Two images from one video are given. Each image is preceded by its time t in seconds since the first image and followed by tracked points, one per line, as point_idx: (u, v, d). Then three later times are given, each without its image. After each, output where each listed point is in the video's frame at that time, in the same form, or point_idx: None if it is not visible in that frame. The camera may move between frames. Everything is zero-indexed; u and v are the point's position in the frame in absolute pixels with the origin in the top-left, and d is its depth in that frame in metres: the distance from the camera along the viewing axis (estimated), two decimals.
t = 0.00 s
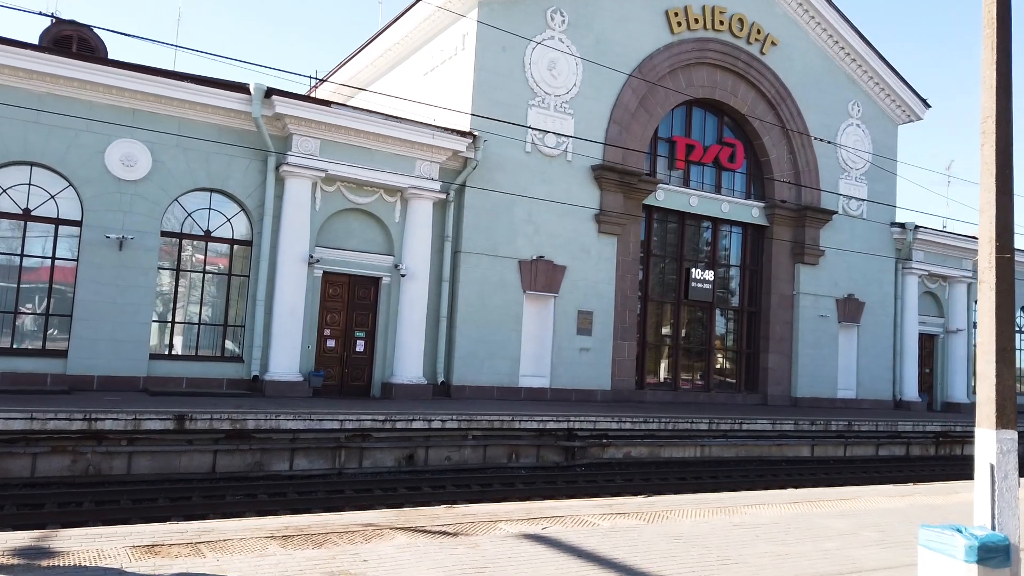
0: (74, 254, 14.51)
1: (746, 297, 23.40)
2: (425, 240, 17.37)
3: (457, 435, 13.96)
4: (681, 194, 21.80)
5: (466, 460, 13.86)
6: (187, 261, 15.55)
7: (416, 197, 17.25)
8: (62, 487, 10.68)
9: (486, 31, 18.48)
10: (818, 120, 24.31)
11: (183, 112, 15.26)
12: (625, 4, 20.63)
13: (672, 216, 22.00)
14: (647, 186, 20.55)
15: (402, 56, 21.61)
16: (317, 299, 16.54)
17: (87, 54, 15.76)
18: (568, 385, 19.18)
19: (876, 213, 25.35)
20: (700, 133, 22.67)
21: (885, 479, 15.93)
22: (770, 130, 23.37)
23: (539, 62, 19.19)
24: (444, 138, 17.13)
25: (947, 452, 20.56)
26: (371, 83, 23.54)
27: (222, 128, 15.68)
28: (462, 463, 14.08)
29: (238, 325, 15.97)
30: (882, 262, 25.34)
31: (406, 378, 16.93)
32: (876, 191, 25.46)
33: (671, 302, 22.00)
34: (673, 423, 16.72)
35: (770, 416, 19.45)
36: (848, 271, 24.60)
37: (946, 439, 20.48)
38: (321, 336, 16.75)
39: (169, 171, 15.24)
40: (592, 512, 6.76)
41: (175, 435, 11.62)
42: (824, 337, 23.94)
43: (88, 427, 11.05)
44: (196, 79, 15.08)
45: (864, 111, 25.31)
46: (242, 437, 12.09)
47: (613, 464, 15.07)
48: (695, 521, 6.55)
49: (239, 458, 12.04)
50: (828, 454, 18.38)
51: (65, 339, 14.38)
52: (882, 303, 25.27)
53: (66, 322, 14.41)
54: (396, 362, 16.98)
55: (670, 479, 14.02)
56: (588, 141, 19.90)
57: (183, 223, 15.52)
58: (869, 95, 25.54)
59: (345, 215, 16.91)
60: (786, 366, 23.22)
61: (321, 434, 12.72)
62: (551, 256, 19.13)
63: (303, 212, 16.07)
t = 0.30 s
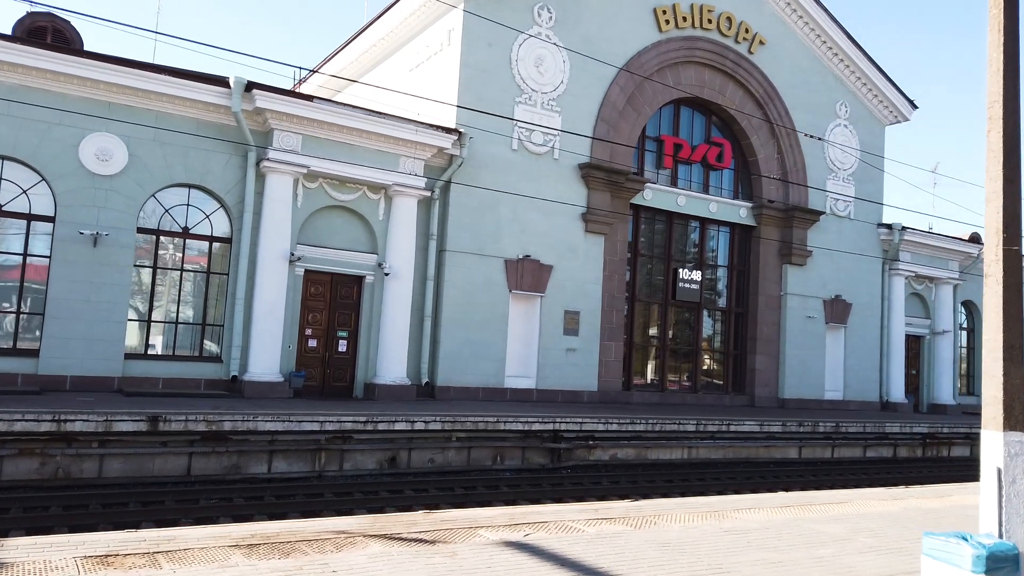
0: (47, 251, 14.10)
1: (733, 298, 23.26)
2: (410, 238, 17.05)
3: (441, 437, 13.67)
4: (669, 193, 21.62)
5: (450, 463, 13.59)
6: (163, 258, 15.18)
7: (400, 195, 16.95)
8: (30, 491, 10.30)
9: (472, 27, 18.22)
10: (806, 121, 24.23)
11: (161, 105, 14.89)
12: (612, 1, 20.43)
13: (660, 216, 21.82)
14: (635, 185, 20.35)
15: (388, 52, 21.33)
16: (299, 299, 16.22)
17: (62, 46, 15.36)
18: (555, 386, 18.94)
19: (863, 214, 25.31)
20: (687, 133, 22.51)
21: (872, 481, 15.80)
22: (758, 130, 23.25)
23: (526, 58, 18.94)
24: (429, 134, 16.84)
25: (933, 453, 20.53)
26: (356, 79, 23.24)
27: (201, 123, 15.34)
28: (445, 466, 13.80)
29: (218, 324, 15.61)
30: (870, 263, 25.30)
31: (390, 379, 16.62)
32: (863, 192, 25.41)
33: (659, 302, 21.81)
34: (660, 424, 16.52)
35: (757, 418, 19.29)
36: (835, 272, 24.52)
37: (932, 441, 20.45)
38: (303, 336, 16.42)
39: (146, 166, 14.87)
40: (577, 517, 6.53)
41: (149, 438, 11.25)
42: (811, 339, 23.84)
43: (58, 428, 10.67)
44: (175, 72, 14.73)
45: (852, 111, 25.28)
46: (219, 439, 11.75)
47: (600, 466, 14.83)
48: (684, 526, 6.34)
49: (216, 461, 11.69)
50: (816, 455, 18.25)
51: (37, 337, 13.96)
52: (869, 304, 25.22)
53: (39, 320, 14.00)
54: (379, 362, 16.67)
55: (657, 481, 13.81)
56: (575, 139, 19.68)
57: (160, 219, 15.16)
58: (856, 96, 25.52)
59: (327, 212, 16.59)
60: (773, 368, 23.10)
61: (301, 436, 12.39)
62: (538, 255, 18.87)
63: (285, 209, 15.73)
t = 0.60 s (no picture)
0: (26, 249, 13.76)
1: (727, 298, 23.03)
2: (399, 238, 16.74)
3: (429, 440, 13.36)
4: (663, 193, 21.39)
5: (439, 467, 13.29)
6: (147, 256, 14.85)
7: (390, 193, 16.64)
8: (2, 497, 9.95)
9: (464, 23, 17.92)
10: (801, 120, 24.04)
11: (144, 100, 14.56)
12: None
13: (654, 216, 21.57)
14: (629, 184, 20.09)
15: (378, 49, 21.04)
16: (285, 299, 15.89)
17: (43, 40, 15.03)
18: (547, 387, 18.66)
19: (857, 214, 25.12)
20: (681, 132, 22.27)
21: (868, 484, 15.59)
22: (753, 129, 23.03)
23: (518, 55, 18.67)
24: (419, 132, 16.54)
25: (928, 456, 20.39)
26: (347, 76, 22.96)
27: (186, 120, 15.02)
28: (435, 469, 13.50)
29: (202, 325, 15.28)
30: (864, 264, 25.13)
31: (378, 380, 16.30)
32: (858, 192, 25.23)
33: (652, 303, 21.56)
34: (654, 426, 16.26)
35: (751, 419, 19.06)
36: (830, 273, 24.32)
37: (928, 443, 20.30)
38: (290, 336, 16.11)
39: (128, 163, 14.54)
40: (567, 526, 6.29)
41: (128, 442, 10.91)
42: (806, 340, 23.63)
43: (32, 432, 10.32)
44: (158, 67, 14.41)
45: (846, 111, 25.11)
46: (201, 442, 11.43)
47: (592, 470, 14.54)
48: (678, 536, 6.11)
49: (198, 466, 11.37)
50: (811, 458, 18.04)
51: (15, 339, 13.60)
52: (864, 305, 25.03)
53: (18, 320, 13.66)
54: (368, 363, 16.36)
55: (651, 485, 13.55)
56: (568, 137, 19.42)
57: (143, 217, 14.83)
58: (851, 96, 25.35)
59: (315, 210, 16.28)
60: (767, 369, 22.88)
61: (286, 440, 12.07)
62: (530, 255, 18.60)
63: (271, 207, 15.41)
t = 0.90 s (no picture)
0: (10, 247, 13.46)
1: (725, 298, 22.78)
2: (393, 236, 16.44)
3: (423, 442, 13.08)
4: (660, 191, 21.12)
5: (432, 469, 13.01)
6: (134, 254, 14.54)
7: (383, 190, 16.35)
8: None
9: (459, 18, 17.65)
10: (800, 118, 23.80)
11: (131, 94, 14.26)
12: None
13: (652, 215, 21.31)
14: (626, 183, 19.82)
15: (373, 45, 20.76)
16: (276, 298, 15.60)
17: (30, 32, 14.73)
18: (543, 388, 18.38)
19: (856, 213, 24.89)
20: (680, 130, 22.03)
21: (870, 487, 15.33)
22: (752, 127, 22.78)
23: (514, 51, 18.40)
24: (413, 128, 16.26)
25: (929, 457, 20.15)
26: (342, 73, 22.70)
27: (175, 115, 14.73)
28: (428, 472, 13.21)
29: (192, 324, 14.99)
30: (864, 264, 24.90)
31: (371, 381, 16.01)
32: (858, 191, 24.99)
33: (650, 302, 21.29)
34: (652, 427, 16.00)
35: (750, 421, 18.80)
36: (830, 273, 24.08)
37: (928, 445, 20.07)
38: (281, 336, 15.80)
39: (116, 159, 14.24)
40: (561, 534, 6.05)
41: (111, 444, 10.60)
42: (805, 341, 23.39)
43: (12, 434, 10.01)
44: (147, 61, 14.11)
45: (846, 109, 24.89)
46: (188, 444, 11.14)
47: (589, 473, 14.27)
48: (679, 544, 5.86)
49: (184, 468, 11.09)
50: (810, 460, 17.80)
51: None
52: (863, 305, 24.79)
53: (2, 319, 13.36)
54: (360, 363, 16.07)
55: (648, 488, 13.28)
56: (565, 135, 19.16)
57: (130, 214, 14.53)
58: (851, 94, 25.13)
59: (307, 207, 16.00)
60: (766, 369, 22.63)
61: (276, 442, 11.79)
62: (526, 254, 18.33)
63: (262, 204, 15.11)
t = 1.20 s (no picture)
0: None
1: (723, 300, 22.51)
2: (385, 236, 16.13)
3: (415, 446, 12.76)
4: (658, 192, 20.84)
5: (424, 474, 12.73)
6: (120, 253, 14.22)
7: (376, 189, 16.05)
8: None
9: (454, 15, 17.36)
10: (798, 118, 23.55)
11: (117, 90, 13.94)
12: None
13: (649, 215, 21.04)
14: (623, 183, 19.54)
15: (367, 42, 20.47)
16: (266, 298, 15.29)
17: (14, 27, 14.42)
18: (538, 391, 18.09)
19: (856, 214, 24.63)
20: (678, 130, 21.76)
21: (871, 493, 15.04)
22: (750, 127, 22.52)
23: (510, 48, 18.11)
24: (407, 126, 15.97)
25: (929, 462, 19.87)
26: (337, 70, 22.42)
27: (162, 111, 14.42)
28: (419, 477, 12.91)
29: (179, 325, 14.67)
30: (863, 265, 24.65)
31: (363, 383, 15.70)
32: (857, 192, 24.73)
33: (647, 304, 21.01)
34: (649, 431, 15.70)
35: (749, 424, 18.49)
36: (829, 274, 23.82)
37: (929, 449, 19.77)
38: (271, 337, 15.49)
39: (101, 156, 13.92)
40: (553, 548, 5.79)
41: (92, 450, 10.28)
42: (804, 343, 23.11)
43: None
44: (133, 56, 13.80)
45: (845, 109, 24.64)
46: (170, 449, 10.80)
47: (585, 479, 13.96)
48: (677, 561, 5.59)
49: (167, 474, 10.81)
50: (809, 464, 17.52)
51: None
52: (862, 307, 24.54)
53: None
54: (352, 366, 15.77)
55: (645, 494, 12.97)
56: (561, 134, 18.88)
57: (116, 212, 14.21)
58: (850, 94, 24.89)
59: (298, 206, 15.69)
60: (764, 372, 22.38)
61: (263, 447, 11.40)
62: (521, 255, 18.04)
63: (251, 202, 14.80)
